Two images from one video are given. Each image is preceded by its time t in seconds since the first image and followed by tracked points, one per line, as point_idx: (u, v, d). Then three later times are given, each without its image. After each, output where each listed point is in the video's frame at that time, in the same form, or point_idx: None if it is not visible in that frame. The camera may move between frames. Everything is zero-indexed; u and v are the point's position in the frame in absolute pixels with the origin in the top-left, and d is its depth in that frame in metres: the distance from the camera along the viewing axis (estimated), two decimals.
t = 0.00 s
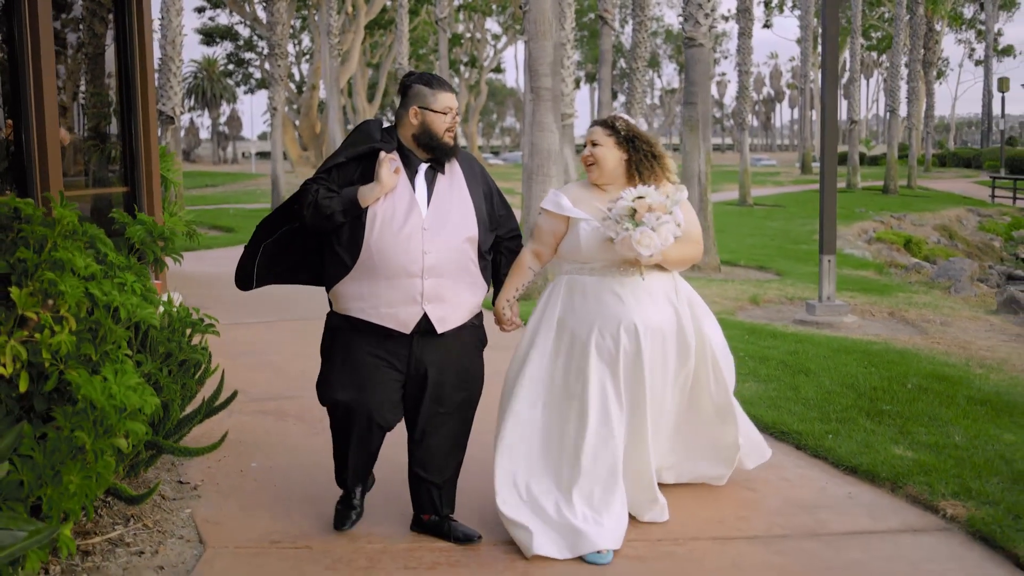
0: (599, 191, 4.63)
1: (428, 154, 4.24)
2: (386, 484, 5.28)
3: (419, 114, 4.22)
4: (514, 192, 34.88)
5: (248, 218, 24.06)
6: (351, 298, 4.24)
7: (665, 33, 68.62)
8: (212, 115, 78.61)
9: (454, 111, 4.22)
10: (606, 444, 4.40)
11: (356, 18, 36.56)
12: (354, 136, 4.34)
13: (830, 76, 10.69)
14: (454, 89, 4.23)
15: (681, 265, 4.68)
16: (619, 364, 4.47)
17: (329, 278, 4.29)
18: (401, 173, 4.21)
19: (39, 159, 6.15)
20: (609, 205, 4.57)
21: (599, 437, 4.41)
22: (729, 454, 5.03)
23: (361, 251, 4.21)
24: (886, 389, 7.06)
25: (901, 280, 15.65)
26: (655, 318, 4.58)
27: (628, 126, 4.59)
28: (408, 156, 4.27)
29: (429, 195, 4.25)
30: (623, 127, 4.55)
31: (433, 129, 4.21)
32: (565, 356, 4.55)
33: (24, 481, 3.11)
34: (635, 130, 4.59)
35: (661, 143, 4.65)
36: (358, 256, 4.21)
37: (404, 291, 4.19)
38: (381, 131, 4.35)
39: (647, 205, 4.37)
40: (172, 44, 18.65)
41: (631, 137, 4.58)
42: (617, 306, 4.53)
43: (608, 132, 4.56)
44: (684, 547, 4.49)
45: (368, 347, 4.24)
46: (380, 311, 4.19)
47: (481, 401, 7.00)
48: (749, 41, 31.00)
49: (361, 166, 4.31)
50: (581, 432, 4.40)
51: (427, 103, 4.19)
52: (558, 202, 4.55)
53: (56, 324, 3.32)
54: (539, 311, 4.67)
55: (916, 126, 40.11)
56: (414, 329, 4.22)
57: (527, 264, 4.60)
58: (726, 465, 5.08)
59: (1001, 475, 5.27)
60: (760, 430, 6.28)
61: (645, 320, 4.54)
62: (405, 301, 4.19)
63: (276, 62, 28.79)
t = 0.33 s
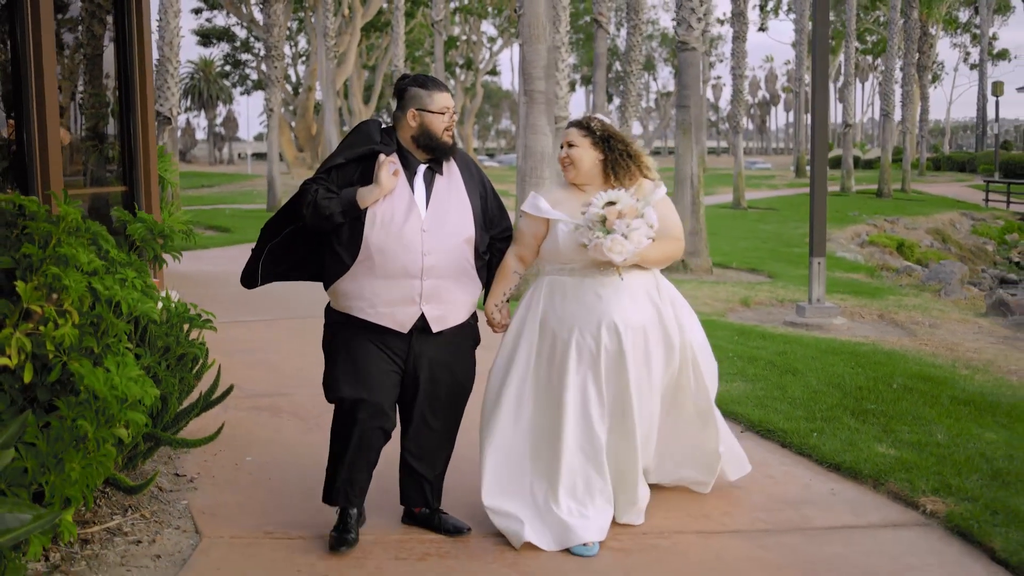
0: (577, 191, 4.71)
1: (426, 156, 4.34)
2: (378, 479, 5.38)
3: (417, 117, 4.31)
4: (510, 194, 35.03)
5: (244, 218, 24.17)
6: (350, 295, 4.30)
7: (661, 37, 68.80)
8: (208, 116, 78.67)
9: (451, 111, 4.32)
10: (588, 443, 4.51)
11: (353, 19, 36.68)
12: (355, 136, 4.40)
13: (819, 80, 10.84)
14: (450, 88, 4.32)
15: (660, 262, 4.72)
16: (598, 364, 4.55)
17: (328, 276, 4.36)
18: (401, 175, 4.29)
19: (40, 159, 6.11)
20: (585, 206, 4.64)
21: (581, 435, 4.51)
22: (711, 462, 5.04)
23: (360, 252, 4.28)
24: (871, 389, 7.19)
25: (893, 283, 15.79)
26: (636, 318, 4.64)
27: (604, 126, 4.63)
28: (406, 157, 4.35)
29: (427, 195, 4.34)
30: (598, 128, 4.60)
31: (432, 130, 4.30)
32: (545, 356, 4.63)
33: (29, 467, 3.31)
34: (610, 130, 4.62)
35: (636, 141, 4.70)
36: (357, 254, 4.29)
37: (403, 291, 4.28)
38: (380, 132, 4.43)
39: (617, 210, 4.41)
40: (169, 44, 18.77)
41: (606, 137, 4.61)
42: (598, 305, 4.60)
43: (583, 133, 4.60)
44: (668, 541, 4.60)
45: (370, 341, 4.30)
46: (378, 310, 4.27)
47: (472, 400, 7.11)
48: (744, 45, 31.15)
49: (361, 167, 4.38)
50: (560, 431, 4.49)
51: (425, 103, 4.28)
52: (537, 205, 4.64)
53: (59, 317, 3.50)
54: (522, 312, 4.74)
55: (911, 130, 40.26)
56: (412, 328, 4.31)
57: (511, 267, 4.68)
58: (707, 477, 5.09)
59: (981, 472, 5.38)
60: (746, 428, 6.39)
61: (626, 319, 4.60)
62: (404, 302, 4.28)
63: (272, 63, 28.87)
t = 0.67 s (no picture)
0: (561, 191, 4.76)
1: (423, 156, 4.44)
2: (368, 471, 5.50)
3: (414, 118, 4.41)
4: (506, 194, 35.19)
5: (240, 214, 24.31)
6: (348, 295, 4.38)
7: (660, 41, 68.98)
8: (207, 111, 78.72)
9: (447, 112, 4.43)
10: (571, 443, 4.63)
11: (352, 18, 36.82)
12: (352, 136, 4.50)
13: (813, 87, 11.00)
14: (446, 89, 4.43)
15: (643, 262, 4.77)
16: (583, 364, 4.62)
17: (326, 274, 4.43)
18: (397, 175, 4.38)
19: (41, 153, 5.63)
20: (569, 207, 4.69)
21: (567, 435, 4.63)
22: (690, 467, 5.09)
23: (358, 251, 4.36)
24: (855, 393, 7.31)
25: (883, 290, 15.94)
26: (623, 317, 4.68)
27: (587, 127, 4.69)
28: (403, 157, 4.45)
29: (424, 195, 4.44)
30: (580, 129, 4.66)
31: (429, 131, 4.40)
32: (530, 355, 4.72)
33: (30, 449, 3.43)
34: (592, 131, 4.68)
35: (619, 141, 4.75)
36: (355, 254, 4.37)
37: (401, 291, 4.38)
38: (377, 132, 4.52)
39: (596, 215, 4.48)
40: (169, 40, 18.90)
41: (589, 137, 4.68)
42: (585, 305, 4.65)
43: (565, 134, 4.66)
44: (650, 535, 4.73)
45: (366, 342, 4.39)
46: (377, 310, 4.36)
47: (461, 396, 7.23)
48: (742, 50, 31.29)
49: (358, 167, 4.48)
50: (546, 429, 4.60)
51: (422, 104, 4.39)
52: (521, 206, 4.69)
53: (60, 306, 3.62)
54: (509, 310, 4.80)
55: (907, 139, 40.44)
56: (409, 328, 4.41)
57: (497, 269, 4.75)
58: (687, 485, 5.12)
59: (957, 475, 5.51)
60: (731, 429, 6.51)
61: (613, 318, 4.65)
62: (403, 302, 4.38)
63: (271, 60, 28.98)
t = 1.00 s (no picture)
0: (550, 193, 4.84)
1: (414, 160, 4.49)
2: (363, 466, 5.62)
3: (405, 122, 4.47)
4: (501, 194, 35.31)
5: (235, 214, 24.44)
6: (346, 300, 4.39)
7: (655, 39, 69.17)
8: (202, 112, 78.77)
9: (437, 116, 4.49)
10: (563, 444, 4.69)
11: (347, 18, 36.91)
12: (340, 141, 4.45)
13: (803, 87, 11.16)
14: (435, 93, 4.49)
15: (632, 261, 4.81)
16: (576, 363, 4.67)
17: (320, 280, 4.42)
18: (391, 181, 4.41)
19: (39, 157, 5.71)
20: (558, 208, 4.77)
21: (557, 438, 4.69)
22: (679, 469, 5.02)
23: (354, 256, 4.38)
24: (843, 388, 7.44)
25: (875, 287, 16.09)
26: (618, 316, 4.70)
27: (572, 128, 4.77)
28: (395, 162, 4.49)
29: (417, 198, 4.48)
30: (567, 130, 4.74)
31: (420, 135, 4.47)
32: (524, 354, 4.79)
33: (35, 446, 3.53)
34: (578, 131, 4.77)
35: (605, 141, 4.85)
36: (351, 259, 4.38)
37: (398, 294, 4.41)
38: (366, 136, 4.49)
39: (583, 213, 4.55)
40: (164, 42, 19.00)
41: (575, 138, 4.76)
42: (577, 305, 4.70)
43: (552, 136, 4.75)
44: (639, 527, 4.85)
45: (364, 346, 4.41)
46: (375, 314, 4.38)
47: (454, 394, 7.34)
48: (735, 49, 31.45)
49: (351, 173, 4.47)
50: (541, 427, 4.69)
51: (414, 109, 4.44)
52: (511, 208, 4.78)
53: (62, 306, 3.74)
54: (503, 310, 4.88)
55: (901, 136, 40.61)
56: (408, 331, 4.46)
57: (489, 271, 4.85)
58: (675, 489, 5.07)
59: (941, 467, 5.63)
60: (721, 424, 6.63)
61: (608, 317, 4.67)
62: (401, 305, 4.41)
63: (266, 60, 29.09)
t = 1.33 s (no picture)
0: (548, 196, 4.85)
1: (404, 163, 4.53)
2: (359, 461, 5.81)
3: (393, 126, 4.49)
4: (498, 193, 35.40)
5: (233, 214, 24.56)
6: (343, 304, 4.43)
7: (651, 38, 69.27)
8: (199, 111, 78.81)
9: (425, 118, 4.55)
10: (558, 446, 4.72)
11: (344, 17, 37.00)
12: (329, 148, 4.48)
13: (796, 88, 11.25)
14: (421, 95, 4.52)
15: (630, 264, 4.78)
16: (571, 367, 4.68)
17: (316, 284, 4.45)
18: (383, 184, 4.45)
19: (41, 156, 5.76)
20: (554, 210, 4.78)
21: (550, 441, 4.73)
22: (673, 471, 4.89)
23: (350, 260, 4.41)
24: (834, 386, 7.53)
25: (870, 286, 16.18)
26: (615, 320, 4.69)
27: (569, 131, 4.80)
28: (386, 165, 4.53)
29: (410, 200, 4.53)
30: (562, 132, 4.77)
31: (409, 137, 4.49)
32: (521, 355, 4.82)
33: (40, 439, 3.75)
34: (575, 134, 4.80)
35: (602, 143, 4.86)
36: (347, 263, 4.42)
37: (396, 297, 4.46)
38: (353, 142, 4.51)
39: (573, 214, 4.58)
40: (163, 41, 19.08)
41: (571, 140, 4.79)
42: (573, 308, 4.71)
43: (549, 138, 4.77)
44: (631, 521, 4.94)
45: (361, 347, 4.45)
46: (374, 317, 4.42)
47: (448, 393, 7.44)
48: (731, 49, 31.56)
49: (342, 178, 4.51)
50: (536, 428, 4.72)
51: (402, 112, 4.46)
52: (509, 210, 4.83)
53: (67, 303, 3.99)
54: (501, 309, 4.91)
55: (897, 135, 40.72)
56: (406, 333, 4.51)
57: (487, 271, 4.93)
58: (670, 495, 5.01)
59: (929, 464, 5.71)
60: (712, 421, 6.72)
61: (604, 322, 4.66)
62: (399, 307, 4.47)
63: (264, 61, 29.16)
